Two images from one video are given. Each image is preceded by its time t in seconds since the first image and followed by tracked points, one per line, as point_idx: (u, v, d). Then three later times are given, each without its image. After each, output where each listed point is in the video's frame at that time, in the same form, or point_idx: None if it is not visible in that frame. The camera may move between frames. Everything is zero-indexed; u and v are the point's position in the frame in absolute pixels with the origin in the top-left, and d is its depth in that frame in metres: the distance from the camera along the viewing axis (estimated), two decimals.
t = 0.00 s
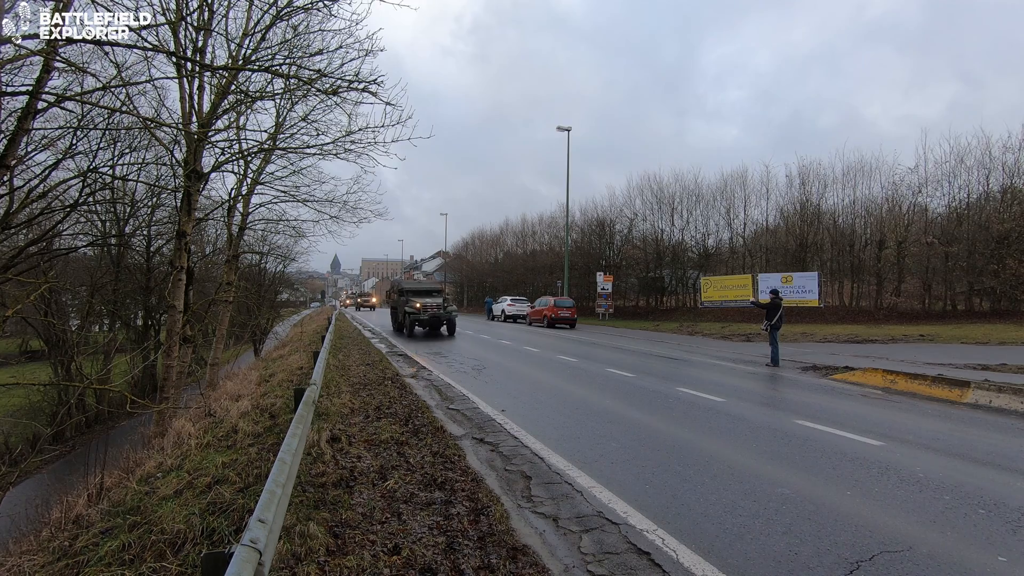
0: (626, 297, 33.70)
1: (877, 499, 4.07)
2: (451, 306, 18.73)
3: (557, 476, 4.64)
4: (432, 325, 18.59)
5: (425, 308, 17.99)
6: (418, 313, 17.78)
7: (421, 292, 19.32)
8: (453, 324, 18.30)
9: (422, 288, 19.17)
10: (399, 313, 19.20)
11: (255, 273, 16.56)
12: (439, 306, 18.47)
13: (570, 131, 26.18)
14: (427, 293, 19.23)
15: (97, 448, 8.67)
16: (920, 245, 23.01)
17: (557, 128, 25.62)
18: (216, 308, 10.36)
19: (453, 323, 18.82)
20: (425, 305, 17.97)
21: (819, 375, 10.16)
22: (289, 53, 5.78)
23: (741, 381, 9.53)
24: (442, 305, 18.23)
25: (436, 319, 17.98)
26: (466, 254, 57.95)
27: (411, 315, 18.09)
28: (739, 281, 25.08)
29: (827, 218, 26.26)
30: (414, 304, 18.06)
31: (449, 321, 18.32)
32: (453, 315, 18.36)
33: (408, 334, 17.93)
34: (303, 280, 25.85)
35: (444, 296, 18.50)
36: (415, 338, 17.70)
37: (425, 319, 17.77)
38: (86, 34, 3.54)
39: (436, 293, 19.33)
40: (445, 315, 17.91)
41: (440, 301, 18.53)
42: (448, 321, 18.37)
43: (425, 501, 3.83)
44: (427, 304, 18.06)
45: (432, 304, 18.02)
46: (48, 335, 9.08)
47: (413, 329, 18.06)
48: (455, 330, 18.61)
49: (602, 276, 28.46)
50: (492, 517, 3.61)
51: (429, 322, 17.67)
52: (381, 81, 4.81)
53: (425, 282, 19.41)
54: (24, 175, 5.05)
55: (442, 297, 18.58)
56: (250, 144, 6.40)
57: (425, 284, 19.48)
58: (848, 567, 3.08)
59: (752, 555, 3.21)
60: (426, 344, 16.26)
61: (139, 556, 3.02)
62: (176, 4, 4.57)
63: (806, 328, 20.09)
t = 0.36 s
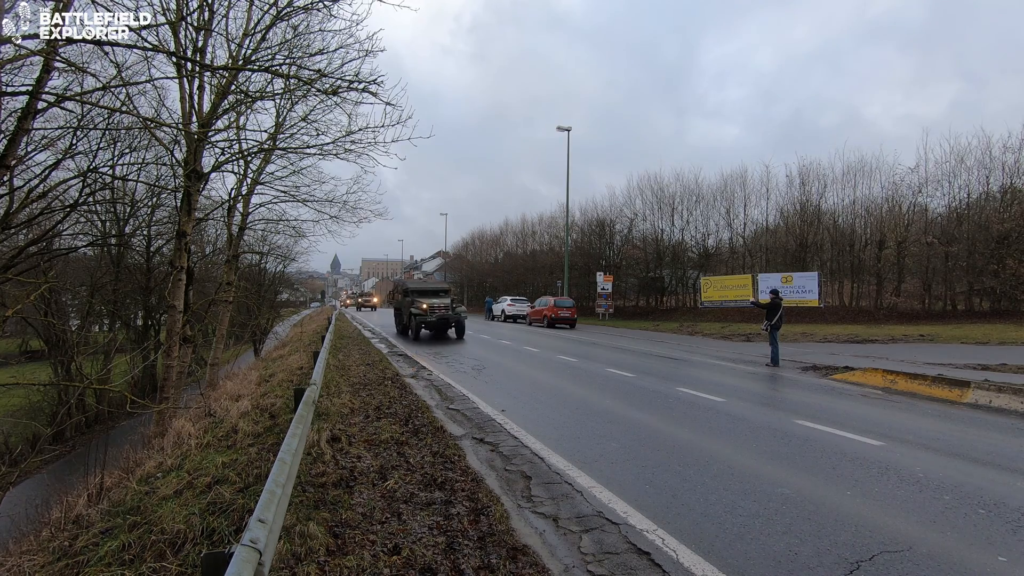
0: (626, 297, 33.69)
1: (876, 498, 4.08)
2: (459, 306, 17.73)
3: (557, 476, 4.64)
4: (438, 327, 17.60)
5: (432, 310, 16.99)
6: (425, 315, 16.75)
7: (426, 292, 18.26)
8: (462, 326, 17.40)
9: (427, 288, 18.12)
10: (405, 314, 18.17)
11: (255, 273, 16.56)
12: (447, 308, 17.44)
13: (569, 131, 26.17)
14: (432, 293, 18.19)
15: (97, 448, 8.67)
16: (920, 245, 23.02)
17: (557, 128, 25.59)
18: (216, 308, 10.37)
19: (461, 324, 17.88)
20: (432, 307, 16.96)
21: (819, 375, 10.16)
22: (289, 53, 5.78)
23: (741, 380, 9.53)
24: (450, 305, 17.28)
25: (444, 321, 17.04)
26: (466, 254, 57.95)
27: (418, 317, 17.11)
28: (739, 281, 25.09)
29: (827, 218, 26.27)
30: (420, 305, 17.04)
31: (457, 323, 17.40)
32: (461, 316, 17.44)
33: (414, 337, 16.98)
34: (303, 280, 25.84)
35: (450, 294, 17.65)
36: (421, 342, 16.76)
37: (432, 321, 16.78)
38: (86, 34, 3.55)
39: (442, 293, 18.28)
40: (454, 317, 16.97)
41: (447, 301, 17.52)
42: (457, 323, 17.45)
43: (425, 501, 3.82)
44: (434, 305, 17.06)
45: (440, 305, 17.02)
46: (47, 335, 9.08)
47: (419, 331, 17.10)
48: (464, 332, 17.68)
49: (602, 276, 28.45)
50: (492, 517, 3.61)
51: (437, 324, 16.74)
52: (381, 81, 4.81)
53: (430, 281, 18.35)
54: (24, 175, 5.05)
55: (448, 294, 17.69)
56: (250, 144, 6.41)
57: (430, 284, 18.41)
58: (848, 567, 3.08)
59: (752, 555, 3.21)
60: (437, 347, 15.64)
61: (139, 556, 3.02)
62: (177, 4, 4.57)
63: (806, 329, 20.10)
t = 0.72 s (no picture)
0: (626, 297, 33.67)
1: (876, 498, 4.08)
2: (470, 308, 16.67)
3: (557, 476, 4.64)
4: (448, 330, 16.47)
5: (441, 311, 15.95)
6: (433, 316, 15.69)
7: (435, 292, 17.16)
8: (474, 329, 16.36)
9: (436, 288, 17.03)
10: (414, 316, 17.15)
11: (255, 273, 16.55)
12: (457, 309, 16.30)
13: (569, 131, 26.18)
14: (441, 294, 17.11)
15: (97, 448, 8.68)
16: (920, 245, 23.01)
17: (557, 128, 25.59)
18: (216, 308, 10.37)
19: (471, 327, 16.86)
20: (441, 308, 15.93)
21: (819, 375, 10.16)
22: (289, 53, 5.78)
23: (741, 380, 9.53)
24: (459, 307, 16.24)
25: (454, 323, 15.98)
26: (466, 254, 57.99)
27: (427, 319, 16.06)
28: (739, 281, 25.09)
29: (827, 218, 26.27)
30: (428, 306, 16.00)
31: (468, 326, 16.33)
32: (472, 318, 16.42)
33: (422, 339, 15.95)
34: (303, 280, 25.84)
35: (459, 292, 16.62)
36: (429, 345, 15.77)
37: (441, 323, 15.72)
38: (86, 34, 3.54)
39: (451, 293, 17.19)
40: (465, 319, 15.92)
41: (457, 302, 16.48)
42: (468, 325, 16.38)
43: (425, 501, 3.83)
44: (443, 306, 16.02)
45: (450, 305, 15.97)
46: (47, 335, 9.08)
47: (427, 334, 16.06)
48: (474, 335, 16.68)
49: (602, 276, 28.46)
50: (492, 517, 3.61)
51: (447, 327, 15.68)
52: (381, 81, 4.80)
53: (439, 280, 17.23)
54: (24, 175, 5.05)
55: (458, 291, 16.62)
56: (250, 144, 6.40)
57: (439, 283, 17.31)
58: (848, 567, 3.07)
59: (752, 555, 3.21)
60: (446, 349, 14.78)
61: (139, 556, 3.02)
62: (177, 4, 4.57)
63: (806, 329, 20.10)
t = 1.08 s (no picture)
0: (626, 297, 33.66)
1: (875, 498, 4.08)
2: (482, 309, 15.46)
3: (557, 476, 4.64)
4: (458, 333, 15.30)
5: (451, 313, 14.78)
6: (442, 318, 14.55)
7: (443, 292, 15.92)
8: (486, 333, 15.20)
9: (444, 287, 15.80)
10: (420, 318, 15.98)
11: (255, 273, 16.54)
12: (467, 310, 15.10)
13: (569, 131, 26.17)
14: (450, 294, 15.89)
15: (97, 448, 8.68)
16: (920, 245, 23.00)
17: (557, 128, 25.58)
18: (216, 308, 10.37)
19: (483, 329, 15.70)
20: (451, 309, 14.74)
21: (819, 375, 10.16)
22: (289, 53, 5.77)
23: (741, 380, 9.53)
24: (471, 308, 15.06)
25: (465, 326, 14.83)
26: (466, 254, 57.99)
27: (435, 321, 14.92)
28: (739, 281, 25.08)
29: (827, 218, 26.27)
30: (437, 307, 14.82)
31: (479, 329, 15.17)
32: (483, 320, 15.27)
33: (431, 343, 14.83)
34: (303, 280, 25.82)
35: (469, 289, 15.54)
36: (438, 349, 14.65)
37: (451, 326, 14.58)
38: (86, 34, 3.54)
39: (461, 293, 15.95)
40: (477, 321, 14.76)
41: (468, 303, 15.28)
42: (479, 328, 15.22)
43: (425, 501, 3.83)
44: (453, 307, 14.83)
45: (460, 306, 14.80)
46: (47, 335, 9.07)
47: (436, 337, 14.91)
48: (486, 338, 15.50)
49: (602, 276, 28.45)
50: (492, 517, 3.61)
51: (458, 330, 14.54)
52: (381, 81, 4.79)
53: (448, 279, 15.99)
54: (24, 175, 5.05)
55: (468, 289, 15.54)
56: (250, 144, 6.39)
57: (448, 282, 16.07)
58: (848, 567, 3.07)
59: (752, 555, 3.21)
60: (456, 354, 13.69)
61: (139, 556, 3.02)
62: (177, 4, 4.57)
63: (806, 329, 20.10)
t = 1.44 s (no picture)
0: (626, 297, 33.66)
1: (875, 498, 4.08)
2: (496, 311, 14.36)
3: (557, 476, 4.64)
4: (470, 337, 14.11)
5: (463, 314, 13.67)
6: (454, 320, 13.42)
7: (453, 293, 14.77)
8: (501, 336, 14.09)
9: (455, 287, 14.64)
10: (429, 319, 14.82)
11: (255, 273, 16.55)
12: (481, 312, 13.92)
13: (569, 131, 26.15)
14: (461, 294, 14.75)
15: (97, 448, 8.68)
16: (920, 245, 23.00)
17: (557, 128, 25.57)
18: (217, 308, 10.37)
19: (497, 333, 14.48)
20: (464, 311, 13.58)
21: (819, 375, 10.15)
22: (289, 54, 5.77)
23: (741, 380, 9.53)
24: (485, 309, 13.95)
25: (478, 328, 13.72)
26: (467, 255, 58.00)
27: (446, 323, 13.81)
28: (739, 281, 25.08)
29: (827, 218, 26.26)
30: (449, 309, 13.70)
31: (494, 331, 14.05)
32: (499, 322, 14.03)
33: (442, 346, 13.72)
34: (303, 280, 25.82)
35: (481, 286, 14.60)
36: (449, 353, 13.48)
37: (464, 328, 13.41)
38: (86, 34, 3.55)
39: (472, 293, 14.82)
40: (492, 324, 13.66)
41: (480, 304, 14.17)
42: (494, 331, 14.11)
43: (425, 501, 3.83)
44: (466, 308, 13.72)
45: (473, 307, 13.69)
46: (47, 335, 9.06)
47: (447, 341, 13.82)
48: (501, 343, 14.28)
49: (602, 276, 28.45)
50: (492, 517, 3.61)
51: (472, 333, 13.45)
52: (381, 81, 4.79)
53: (459, 278, 14.85)
54: (23, 175, 5.05)
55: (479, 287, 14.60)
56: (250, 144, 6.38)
57: (458, 282, 14.93)
58: (848, 567, 3.07)
59: (752, 555, 3.21)
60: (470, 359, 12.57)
61: (139, 556, 3.02)
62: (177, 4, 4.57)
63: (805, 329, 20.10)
